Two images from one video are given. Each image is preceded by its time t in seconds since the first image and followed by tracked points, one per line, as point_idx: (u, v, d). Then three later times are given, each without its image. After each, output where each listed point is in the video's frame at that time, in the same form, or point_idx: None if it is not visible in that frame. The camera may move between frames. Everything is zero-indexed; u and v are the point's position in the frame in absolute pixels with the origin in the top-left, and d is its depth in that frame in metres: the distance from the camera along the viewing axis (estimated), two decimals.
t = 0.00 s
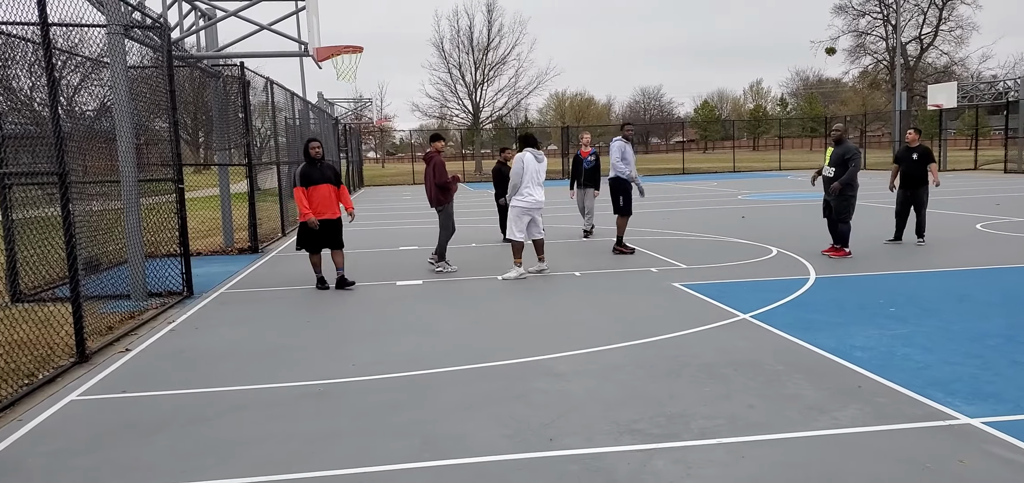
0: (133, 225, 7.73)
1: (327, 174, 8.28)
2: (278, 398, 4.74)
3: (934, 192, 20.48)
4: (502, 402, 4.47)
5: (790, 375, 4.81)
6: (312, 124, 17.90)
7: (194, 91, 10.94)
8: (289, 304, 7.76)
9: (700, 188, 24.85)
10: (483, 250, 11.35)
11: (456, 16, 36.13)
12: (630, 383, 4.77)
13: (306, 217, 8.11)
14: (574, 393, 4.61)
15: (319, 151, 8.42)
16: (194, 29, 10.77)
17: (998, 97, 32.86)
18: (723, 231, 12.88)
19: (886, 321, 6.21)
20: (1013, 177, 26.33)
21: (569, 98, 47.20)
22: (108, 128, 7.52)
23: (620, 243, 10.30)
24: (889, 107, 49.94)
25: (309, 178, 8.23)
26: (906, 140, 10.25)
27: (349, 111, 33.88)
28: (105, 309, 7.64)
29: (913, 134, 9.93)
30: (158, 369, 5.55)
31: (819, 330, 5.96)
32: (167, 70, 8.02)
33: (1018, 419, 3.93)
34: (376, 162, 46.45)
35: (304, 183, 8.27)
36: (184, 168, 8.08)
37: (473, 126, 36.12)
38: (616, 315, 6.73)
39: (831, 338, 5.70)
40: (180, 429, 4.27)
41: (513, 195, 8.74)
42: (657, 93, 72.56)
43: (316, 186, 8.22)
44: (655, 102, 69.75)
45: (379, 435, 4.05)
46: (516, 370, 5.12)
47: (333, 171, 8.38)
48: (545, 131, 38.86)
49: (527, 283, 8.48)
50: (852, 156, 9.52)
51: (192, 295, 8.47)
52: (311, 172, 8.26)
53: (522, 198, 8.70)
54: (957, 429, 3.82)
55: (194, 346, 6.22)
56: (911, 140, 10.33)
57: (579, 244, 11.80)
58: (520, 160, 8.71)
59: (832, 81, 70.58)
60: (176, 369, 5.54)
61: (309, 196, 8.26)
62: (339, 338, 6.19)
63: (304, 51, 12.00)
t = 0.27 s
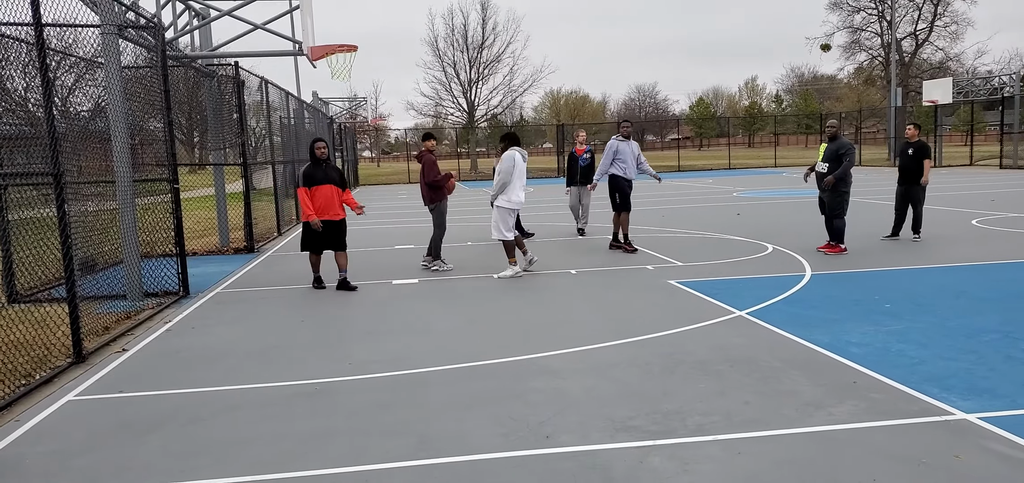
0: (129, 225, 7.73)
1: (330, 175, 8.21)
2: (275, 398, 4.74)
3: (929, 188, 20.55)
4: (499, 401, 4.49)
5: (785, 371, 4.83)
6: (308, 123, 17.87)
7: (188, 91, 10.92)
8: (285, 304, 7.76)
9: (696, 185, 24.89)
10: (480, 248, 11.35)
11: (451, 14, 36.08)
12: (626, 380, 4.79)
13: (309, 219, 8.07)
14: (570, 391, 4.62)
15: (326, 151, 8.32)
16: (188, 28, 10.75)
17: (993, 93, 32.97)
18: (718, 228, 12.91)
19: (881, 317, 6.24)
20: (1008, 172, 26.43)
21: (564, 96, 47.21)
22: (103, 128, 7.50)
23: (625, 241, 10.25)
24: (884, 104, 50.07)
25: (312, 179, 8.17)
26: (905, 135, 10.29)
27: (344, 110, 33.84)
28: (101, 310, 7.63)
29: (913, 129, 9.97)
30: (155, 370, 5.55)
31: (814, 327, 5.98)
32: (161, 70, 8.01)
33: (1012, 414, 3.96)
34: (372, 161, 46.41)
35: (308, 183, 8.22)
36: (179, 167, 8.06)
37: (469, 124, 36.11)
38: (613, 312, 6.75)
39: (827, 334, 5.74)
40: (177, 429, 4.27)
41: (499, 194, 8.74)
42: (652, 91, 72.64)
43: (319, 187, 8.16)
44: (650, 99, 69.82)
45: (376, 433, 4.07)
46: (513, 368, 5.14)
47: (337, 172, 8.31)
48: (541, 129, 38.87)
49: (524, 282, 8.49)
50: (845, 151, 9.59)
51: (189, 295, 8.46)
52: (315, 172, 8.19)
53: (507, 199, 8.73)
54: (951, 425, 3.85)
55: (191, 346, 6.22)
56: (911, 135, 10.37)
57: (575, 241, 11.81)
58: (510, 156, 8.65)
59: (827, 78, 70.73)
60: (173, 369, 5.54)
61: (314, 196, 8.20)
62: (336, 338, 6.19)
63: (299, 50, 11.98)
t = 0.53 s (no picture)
0: (128, 223, 7.72)
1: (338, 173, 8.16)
2: (274, 396, 4.74)
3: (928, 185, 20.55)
4: (498, 398, 4.49)
5: (784, 368, 4.83)
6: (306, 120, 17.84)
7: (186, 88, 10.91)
8: (284, 302, 7.76)
9: (695, 182, 24.89)
10: (479, 246, 11.35)
11: (450, 11, 36.05)
12: (625, 377, 4.79)
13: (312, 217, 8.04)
14: (569, 388, 4.63)
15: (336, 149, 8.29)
16: (186, 26, 10.73)
17: (991, 90, 32.97)
18: (717, 225, 12.92)
19: (880, 314, 6.25)
20: (1006, 169, 26.45)
21: (563, 94, 47.19)
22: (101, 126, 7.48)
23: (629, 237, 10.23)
24: (882, 101, 50.09)
25: (319, 175, 8.12)
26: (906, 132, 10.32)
27: (343, 108, 33.82)
28: (100, 308, 7.62)
29: (914, 126, 9.99)
30: (154, 368, 5.55)
31: (813, 324, 5.99)
32: (160, 68, 8.00)
33: (1011, 410, 3.96)
34: (370, 159, 46.40)
35: (315, 179, 8.18)
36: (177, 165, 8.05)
37: (467, 122, 36.09)
38: (612, 310, 6.75)
39: (826, 331, 5.74)
40: (176, 427, 4.27)
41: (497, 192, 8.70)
42: (650, 88, 72.63)
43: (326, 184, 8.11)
44: (649, 97, 69.83)
45: (376, 431, 4.07)
46: (512, 365, 5.14)
47: (345, 170, 8.25)
48: (539, 126, 38.85)
49: (523, 279, 8.49)
50: (843, 148, 9.60)
51: (188, 293, 8.46)
52: (322, 169, 8.15)
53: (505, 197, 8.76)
54: (950, 421, 3.86)
55: (190, 344, 6.22)
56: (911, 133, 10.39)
57: (574, 239, 11.81)
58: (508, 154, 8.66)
59: (825, 75, 70.74)
60: (172, 367, 5.54)
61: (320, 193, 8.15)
62: (335, 336, 6.19)
63: (298, 48, 11.96)
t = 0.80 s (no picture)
0: (129, 221, 7.73)
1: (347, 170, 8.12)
2: (275, 393, 4.76)
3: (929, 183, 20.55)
4: (499, 395, 4.50)
5: (784, 367, 4.85)
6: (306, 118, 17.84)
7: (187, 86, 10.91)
8: (285, 299, 7.77)
9: (695, 180, 24.89)
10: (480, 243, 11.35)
11: (450, 8, 36.03)
12: (625, 375, 4.81)
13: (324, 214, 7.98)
14: (570, 386, 4.64)
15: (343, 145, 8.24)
16: (188, 24, 10.73)
17: (992, 89, 32.96)
18: (718, 223, 12.93)
19: (880, 312, 6.26)
20: (1007, 168, 26.46)
21: (563, 91, 47.17)
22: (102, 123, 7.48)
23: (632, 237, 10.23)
24: (883, 99, 50.07)
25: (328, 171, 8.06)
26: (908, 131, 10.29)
27: (343, 106, 33.81)
28: (102, 304, 7.63)
29: (916, 125, 9.96)
30: (155, 364, 5.56)
31: (814, 322, 6.00)
32: (161, 65, 7.99)
33: (1012, 409, 3.98)
34: (370, 157, 46.42)
35: (324, 177, 8.13)
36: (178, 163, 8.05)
37: (467, 120, 36.07)
38: (611, 307, 6.76)
39: (826, 330, 5.76)
40: (177, 424, 4.29)
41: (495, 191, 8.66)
42: (651, 86, 72.61)
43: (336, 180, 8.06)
44: (649, 95, 69.82)
45: (376, 427, 4.09)
46: (513, 362, 5.15)
47: (353, 167, 8.23)
48: (539, 124, 38.84)
49: (524, 277, 8.50)
50: (845, 147, 9.62)
51: (189, 290, 8.47)
52: (331, 166, 8.08)
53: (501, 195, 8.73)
54: (950, 419, 3.87)
55: (191, 341, 6.23)
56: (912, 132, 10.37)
57: (574, 237, 11.82)
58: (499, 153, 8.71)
59: (826, 74, 70.71)
60: (173, 364, 5.55)
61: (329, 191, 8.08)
62: (336, 333, 6.20)
63: (298, 45, 11.96)
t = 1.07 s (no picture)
0: (131, 219, 7.74)
1: (354, 169, 8.03)
2: (277, 390, 4.78)
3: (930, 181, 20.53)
4: (500, 393, 4.52)
5: (785, 365, 4.86)
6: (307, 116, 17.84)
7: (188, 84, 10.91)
8: (286, 297, 7.79)
9: (696, 178, 24.87)
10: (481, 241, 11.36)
11: (451, 6, 36.01)
12: (626, 373, 4.82)
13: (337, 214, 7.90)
14: (571, 383, 4.65)
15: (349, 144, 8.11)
16: (189, 23, 10.73)
17: (994, 87, 32.92)
18: (719, 222, 12.93)
19: (881, 310, 6.27)
20: (1009, 166, 26.44)
21: (564, 89, 47.13)
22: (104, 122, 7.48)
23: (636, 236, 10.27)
24: (884, 97, 50.00)
25: (335, 171, 7.95)
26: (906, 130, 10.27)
27: (344, 104, 33.81)
28: (104, 302, 7.66)
29: (915, 123, 9.95)
30: (157, 361, 5.58)
31: (815, 321, 6.01)
32: (162, 63, 7.98)
33: (1013, 407, 3.99)
34: (371, 155, 46.42)
35: (330, 177, 7.98)
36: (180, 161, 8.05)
37: (468, 118, 36.04)
38: (612, 305, 6.78)
39: (827, 328, 5.77)
40: (180, 421, 4.31)
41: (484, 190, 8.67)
42: (652, 84, 72.53)
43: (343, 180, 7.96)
44: (650, 93, 69.77)
45: (378, 425, 4.10)
46: (514, 360, 5.17)
47: (359, 167, 8.08)
48: (540, 122, 38.80)
49: (525, 275, 8.51)
50: (847, 145, 9.61)
51: (190, 288, 8.49)
52: (337, 166, 7.96)
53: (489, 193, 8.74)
54: (951, 417, 3.89)
55: (192, 338, 6.24)
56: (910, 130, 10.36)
57: (575, 235, 11.82)
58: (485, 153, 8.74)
59: (827, 71, 70.61)
60: (174, 361, 5.57)
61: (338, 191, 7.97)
62: (337, 331, 6.22)
63: (300, 44, 11.96)
